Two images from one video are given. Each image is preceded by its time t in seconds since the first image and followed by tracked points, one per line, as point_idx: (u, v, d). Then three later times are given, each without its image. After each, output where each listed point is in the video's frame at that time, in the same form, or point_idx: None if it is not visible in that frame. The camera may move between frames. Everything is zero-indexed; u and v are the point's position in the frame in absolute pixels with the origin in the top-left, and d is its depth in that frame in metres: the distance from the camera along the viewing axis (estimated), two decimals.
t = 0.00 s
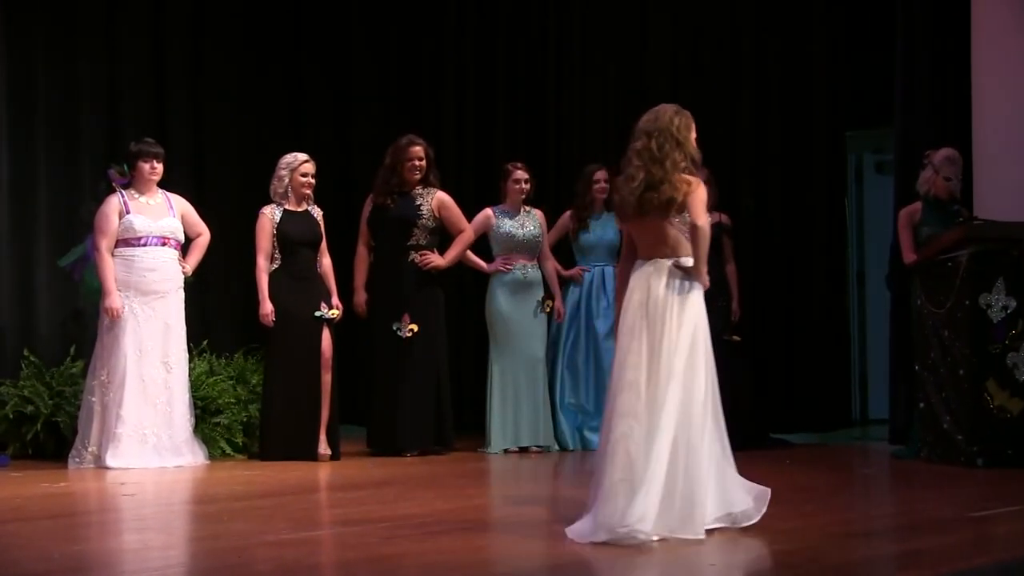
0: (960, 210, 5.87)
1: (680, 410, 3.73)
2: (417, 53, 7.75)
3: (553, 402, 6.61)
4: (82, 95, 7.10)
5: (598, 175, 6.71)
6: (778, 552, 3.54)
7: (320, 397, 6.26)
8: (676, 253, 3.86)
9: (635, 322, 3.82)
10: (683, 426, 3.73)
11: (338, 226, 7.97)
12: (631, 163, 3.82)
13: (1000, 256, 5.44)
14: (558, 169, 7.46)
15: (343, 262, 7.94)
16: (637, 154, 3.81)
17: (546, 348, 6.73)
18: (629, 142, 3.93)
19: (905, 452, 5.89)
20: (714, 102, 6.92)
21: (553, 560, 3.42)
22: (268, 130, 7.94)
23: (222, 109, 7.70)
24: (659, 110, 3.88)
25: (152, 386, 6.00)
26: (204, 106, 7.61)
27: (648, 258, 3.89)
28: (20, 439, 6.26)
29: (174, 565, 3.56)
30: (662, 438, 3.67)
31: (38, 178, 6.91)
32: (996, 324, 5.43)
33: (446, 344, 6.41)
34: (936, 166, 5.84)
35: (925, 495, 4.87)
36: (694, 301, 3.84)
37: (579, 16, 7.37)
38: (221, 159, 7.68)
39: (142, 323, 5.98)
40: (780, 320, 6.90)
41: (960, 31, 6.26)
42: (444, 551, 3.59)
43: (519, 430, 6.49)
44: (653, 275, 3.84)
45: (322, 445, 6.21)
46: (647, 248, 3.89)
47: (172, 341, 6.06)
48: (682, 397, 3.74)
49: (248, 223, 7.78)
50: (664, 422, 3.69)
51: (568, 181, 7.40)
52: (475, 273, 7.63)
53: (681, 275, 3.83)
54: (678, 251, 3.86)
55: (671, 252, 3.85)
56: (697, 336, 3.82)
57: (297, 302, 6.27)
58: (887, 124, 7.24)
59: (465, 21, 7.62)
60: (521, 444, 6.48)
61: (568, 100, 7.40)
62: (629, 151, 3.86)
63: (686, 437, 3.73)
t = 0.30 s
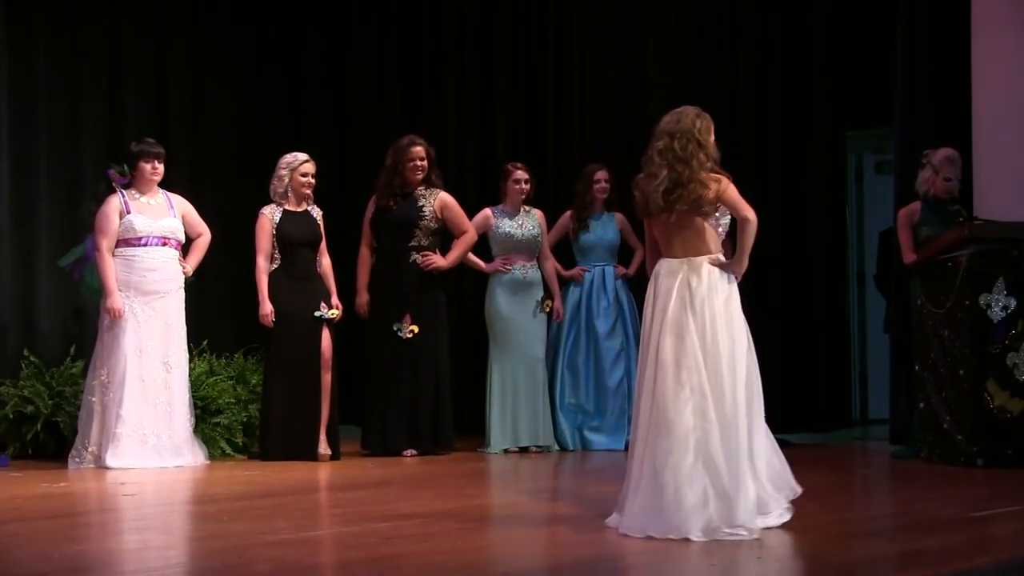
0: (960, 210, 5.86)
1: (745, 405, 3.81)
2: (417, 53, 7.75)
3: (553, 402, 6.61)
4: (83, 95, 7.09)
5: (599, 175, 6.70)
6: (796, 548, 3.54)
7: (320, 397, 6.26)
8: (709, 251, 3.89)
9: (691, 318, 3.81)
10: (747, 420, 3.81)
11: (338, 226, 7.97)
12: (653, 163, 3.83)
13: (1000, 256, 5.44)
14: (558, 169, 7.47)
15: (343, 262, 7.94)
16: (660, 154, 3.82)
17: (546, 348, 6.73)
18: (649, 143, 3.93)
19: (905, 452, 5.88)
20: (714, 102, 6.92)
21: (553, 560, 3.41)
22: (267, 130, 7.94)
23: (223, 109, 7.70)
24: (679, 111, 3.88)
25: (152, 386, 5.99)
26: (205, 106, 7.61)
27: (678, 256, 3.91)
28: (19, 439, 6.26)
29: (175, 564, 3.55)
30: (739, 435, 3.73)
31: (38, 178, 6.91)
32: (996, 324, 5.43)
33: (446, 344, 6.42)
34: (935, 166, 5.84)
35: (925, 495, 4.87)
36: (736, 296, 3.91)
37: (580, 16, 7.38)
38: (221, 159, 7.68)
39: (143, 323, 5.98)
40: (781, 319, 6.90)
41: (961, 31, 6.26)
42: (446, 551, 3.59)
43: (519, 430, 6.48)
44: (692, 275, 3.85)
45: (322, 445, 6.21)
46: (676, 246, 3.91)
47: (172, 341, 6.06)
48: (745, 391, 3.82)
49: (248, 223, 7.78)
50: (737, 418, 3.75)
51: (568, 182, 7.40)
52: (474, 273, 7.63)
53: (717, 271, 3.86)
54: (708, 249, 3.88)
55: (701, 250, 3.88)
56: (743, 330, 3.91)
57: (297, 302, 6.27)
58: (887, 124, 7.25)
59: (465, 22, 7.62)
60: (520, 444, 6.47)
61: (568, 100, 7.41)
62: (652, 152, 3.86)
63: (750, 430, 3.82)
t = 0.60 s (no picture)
0: (960, 210, 5.86)
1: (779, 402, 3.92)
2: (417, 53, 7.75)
3: (553, 402, 6.61)
4: (83, 95, 7.10)
5: (599, 175, 6.71)
6: (811, 544, 3.60)
7: (320, 397, 6.27)
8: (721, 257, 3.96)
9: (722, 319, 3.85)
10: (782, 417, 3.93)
11: (338, 226, 7.98)
12: (667, 173, 3.91)
13: (1000, 256, 5.45)
14: (558, 169, 7.48)
15: (342, 262, 7.94)
16: (673, 164, 3.90)
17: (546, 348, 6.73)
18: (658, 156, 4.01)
19: (905, 452, 5.88)
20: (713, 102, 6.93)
21: (553, 560, 3.41)
22: (267, 129, 7.95)
23: (222, 109, 7.71)
24: (686, 123, 3.98)
25: (153, 386, 6.00)
26: (205, 107, 7.61)
27: (695, 263, 3.95)
28: (19, 439, 6.26)
29: (175, 563, 3.55)
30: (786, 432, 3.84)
31: (38, 178, 6.91)
32: (996, 324, 5.43)
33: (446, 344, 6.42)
34: (934, 167, 5.83)
35: (925, 495, 4.87)
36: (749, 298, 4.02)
37: (579, 16, 7.38)
38: (221, 159, 7.69)
39: (143, 322, 5.99)
40: (781, 319, 6.90)
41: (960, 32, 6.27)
42: (446, 551, 3.59)
43: (519, 430, 6.48)
44: (713, 280, 3.91)
45: (322, 445, 6.20)
46: (692, 252, 3.95)
47: (173, 341, 6.06)
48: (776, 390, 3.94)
49: (248, 224, 7.78)
50: (772, 416, 3.84)
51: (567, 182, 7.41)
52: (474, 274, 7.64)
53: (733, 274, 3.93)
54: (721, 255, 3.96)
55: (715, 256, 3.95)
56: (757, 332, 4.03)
57: (297, 302, 6.27)
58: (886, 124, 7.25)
59: (465, 22, 7.63)
60: (520, 444, 6.47)
61: (568, 100, 7.41)
62: (663, 163, 3.94)
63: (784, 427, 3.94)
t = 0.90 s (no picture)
0: (960, 210, 5.84)
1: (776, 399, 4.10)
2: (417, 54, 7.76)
3: (552, 402, 6.61)
4: (84, 95, 7.10)
5: (599, 175, 6.70)
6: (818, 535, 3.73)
7: (320, 397, 6.27)
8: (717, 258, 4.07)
9: (737, 320, 3.97)
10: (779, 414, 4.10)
11: (337, 227, 7.98)
12: (679, 172, 3.99)
13: (1000, 256, 5.44)
14: (558, 169, 7.48)
15: (342, 262, 7.94)
16: (684, 163, 4.00)
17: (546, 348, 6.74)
18: (656, 157, 4.08)
19: (905, 452, 5.88)
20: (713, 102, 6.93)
21: (552, 561, 3.41)
22: (268, 130, 7.95)
23: (222, 109, 7.71)
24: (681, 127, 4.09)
25: (152, 386, 6.00)
26: (204, 107, 7.62)
27: (697, 261, 4.03)
28: (20, 440, 6.27)
29: (175, 563, 3.55)
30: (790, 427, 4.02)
31: (39, 178, 6.91)
32: (996, 324, 5.43)
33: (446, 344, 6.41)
34: (933, 167, 5.82)
35: (925, 496, 4.87)
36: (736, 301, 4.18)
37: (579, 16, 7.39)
38: (220, 159, 7.69)
39: (143, 322, 5.99)
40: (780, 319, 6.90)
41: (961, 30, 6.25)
42: (444, 551, 3.59)
43: (518, 430, 6.47)
44: (714, 279, 4.02)
45: (322, 445, 6.19)
46: (692, 249, 4.03)
47: (173, 340, 6.06)
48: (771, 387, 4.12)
49: (247, 223, 7.79)
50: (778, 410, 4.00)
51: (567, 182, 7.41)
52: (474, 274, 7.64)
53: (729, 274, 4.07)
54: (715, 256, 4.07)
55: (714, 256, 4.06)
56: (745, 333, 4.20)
57: (296, 302, 6.27)
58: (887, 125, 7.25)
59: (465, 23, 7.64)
60: (520, 444, 6.46)
61: (569, 101, 7.41)
62: (671, 163, 4.01)
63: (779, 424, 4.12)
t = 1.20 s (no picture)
0: (960, 211, 5.81)
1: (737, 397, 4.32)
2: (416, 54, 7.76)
3: (552, 402, 6.61)
4: (84, 95, 7.10)
5: (598, 174, 6.70)
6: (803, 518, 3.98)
7: (320, 397, 6.26)
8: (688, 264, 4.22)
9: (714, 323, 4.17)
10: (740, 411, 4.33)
11: (337, 227, 7.98)
12: (671, 174, 4.14)
13: (1001, 256, 5.43)
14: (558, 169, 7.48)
15: (343, 262, 7.94)
16: (674, 166, 4.16)
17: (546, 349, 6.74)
18: (643, 159, 4.19)
19: (906, 452, 5.88)
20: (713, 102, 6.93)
21: (552, 561, 3.41)
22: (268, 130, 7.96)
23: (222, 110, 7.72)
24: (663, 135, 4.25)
25: (152, 386, 6.00)
26: (204, 107, 7.63)
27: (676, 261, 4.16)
28: (20, 440, 6.28)
29: (174, 563, 3.55)
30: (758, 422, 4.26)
31: (40, 178, 6.91)
32: (996, 324, 5.43)
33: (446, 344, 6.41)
34: (935, 167, 5.80)
35: (926, 495, 4.86)
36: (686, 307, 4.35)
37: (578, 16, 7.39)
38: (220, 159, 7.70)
39: (143, 322, 5.99)
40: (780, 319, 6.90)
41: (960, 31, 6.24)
42: (443, 551, 3.59)
43: (519, 430, 6.46)
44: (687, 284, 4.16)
45: (322, 445, 6.15)
46: (674, 250, 4.14)
47: (173, 340, 6.06)
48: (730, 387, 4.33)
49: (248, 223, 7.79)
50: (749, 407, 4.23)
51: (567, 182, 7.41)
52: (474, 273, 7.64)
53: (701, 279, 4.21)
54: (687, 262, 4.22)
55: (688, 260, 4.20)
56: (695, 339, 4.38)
57: (296, 302, 6.27)
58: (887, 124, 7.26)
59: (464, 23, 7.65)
60: (520, 444, 6.45)
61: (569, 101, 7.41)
62: (662, 164, 4.16)
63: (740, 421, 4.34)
